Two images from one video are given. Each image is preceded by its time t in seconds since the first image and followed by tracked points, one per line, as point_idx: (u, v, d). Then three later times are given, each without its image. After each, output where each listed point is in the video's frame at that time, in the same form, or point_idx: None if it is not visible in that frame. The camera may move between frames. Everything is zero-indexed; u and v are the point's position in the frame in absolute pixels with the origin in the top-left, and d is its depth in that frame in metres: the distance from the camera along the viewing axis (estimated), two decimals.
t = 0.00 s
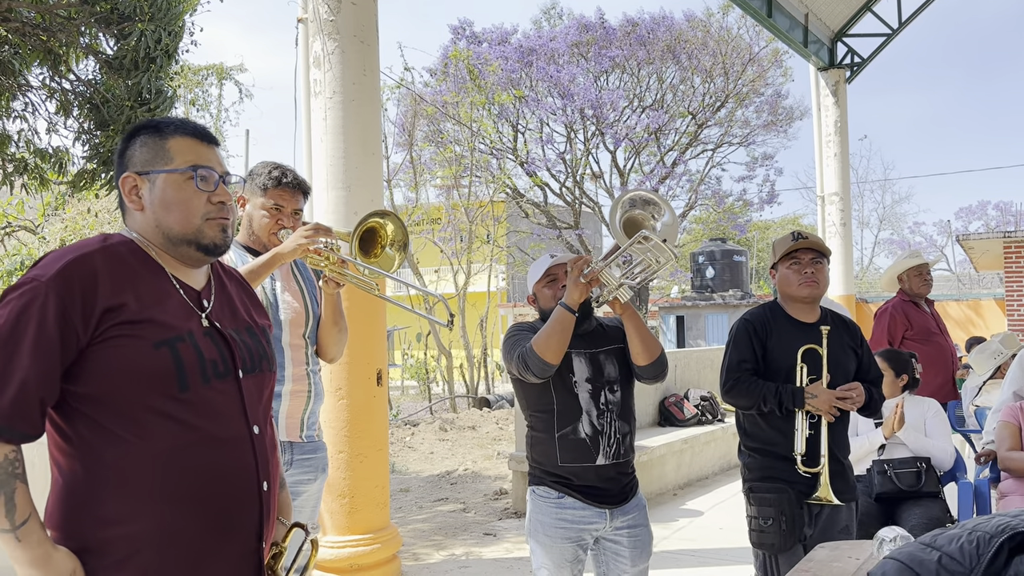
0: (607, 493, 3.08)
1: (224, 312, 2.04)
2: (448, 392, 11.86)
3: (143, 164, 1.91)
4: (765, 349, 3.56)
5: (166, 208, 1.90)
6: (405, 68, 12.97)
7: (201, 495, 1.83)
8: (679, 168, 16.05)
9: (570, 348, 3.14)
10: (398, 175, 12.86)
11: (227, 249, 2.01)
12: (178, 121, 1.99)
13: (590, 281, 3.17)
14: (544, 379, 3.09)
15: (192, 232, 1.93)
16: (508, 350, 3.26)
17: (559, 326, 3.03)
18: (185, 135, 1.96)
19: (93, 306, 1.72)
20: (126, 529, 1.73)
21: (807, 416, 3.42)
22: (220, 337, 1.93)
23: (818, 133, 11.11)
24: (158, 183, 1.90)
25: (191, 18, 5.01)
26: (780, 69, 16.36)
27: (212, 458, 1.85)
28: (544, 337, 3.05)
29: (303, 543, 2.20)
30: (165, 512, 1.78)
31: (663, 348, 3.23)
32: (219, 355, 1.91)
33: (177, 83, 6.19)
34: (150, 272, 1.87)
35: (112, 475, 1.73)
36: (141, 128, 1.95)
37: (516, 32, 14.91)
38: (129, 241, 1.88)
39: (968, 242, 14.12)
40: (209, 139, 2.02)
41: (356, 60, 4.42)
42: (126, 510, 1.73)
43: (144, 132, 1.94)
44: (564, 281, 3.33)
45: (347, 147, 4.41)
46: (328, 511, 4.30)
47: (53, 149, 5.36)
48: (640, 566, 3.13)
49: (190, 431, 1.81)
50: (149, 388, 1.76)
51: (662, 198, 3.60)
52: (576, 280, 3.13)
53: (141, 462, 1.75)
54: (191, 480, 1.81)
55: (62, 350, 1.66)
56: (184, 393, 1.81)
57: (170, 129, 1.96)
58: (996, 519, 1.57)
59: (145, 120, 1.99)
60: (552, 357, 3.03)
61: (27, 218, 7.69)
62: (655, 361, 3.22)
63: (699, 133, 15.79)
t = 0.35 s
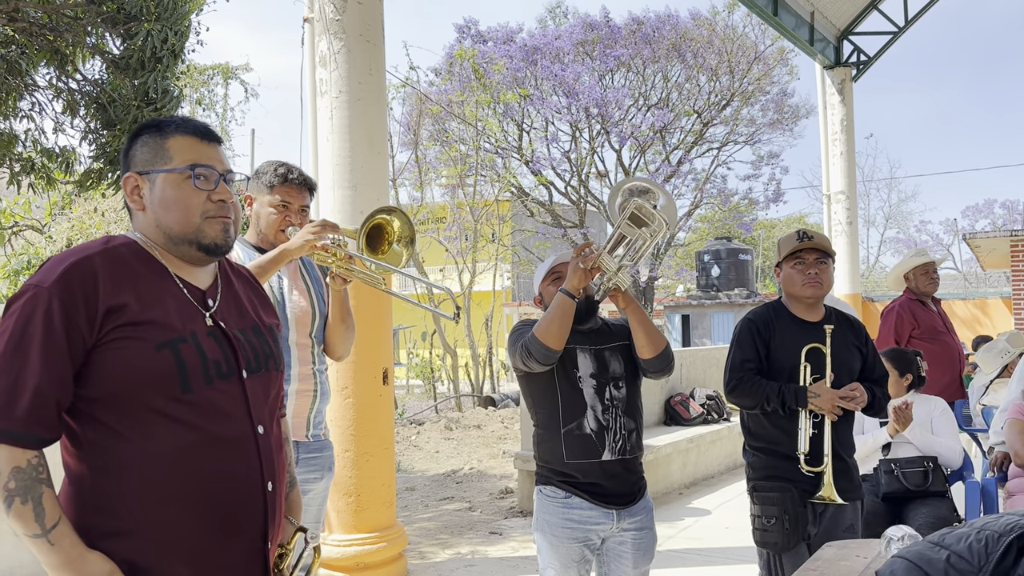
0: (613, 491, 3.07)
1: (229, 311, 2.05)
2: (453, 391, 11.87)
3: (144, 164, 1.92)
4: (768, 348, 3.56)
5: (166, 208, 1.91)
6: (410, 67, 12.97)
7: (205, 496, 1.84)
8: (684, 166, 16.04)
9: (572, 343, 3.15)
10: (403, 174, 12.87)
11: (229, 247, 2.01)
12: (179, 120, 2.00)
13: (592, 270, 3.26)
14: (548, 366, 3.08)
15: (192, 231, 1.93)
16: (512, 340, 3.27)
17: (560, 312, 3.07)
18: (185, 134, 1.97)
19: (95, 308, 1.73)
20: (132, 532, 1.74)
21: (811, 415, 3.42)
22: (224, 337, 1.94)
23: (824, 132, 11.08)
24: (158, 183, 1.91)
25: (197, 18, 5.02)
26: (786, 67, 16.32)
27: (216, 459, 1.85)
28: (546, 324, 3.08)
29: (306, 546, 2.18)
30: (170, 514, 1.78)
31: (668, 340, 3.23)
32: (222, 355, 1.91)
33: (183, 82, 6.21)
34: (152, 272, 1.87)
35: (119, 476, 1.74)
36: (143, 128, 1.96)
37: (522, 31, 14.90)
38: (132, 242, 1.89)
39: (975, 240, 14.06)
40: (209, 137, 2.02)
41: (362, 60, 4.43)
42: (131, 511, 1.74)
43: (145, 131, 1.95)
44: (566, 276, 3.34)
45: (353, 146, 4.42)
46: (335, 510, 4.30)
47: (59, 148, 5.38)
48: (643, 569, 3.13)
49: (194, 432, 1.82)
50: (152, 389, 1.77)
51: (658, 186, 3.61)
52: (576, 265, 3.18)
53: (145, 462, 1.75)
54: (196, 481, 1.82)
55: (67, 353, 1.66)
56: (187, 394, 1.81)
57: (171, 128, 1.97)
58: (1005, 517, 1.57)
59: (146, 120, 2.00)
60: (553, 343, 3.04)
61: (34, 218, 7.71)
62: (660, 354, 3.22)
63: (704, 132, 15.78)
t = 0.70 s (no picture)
0: (619, 489, 3.06)
1: (237, 310, 2.05)
2: (458, 390, 11.88)
3: (145, 164, 1.93)
4: (773, 347, 3.55)
5: (164, 208, 1.91)
6: (416, 67, 12.98)
7: (212, 495, 1.84)
8: (690, 165, 16.02)
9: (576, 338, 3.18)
10: (409, 173, 12.90)
11: (232, 245, 2.00)
12: (179, 119, 2.00)
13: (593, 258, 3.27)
14: (548, 351, 3.13)
15: (191, 231, 1.92)
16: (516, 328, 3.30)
17: (560, 299, 3.12)
18: (184, 133, 1.97)
19: (101, 308, 1.74)
20: (136, 531, 1.75)
21: (816, 414, 3.41)
22: (230, 337, 1.94)
23: (830, 130, 11.06)
24: (158, 183, 1.92)
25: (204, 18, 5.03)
26: (792, 66, 16.29)
27: (221, 458, 1.86)
28: (546, 311, 3.13)
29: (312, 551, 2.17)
30: (175, 514, 1.79)
31: (673, 327, 3.23)
32: (228, 355, 1.92)
33: (189, 82, 6.23)
34: (157, 272, 1.88)
35: (127, 475, 1.75)
36: (144, 129, 1.97)
37: (527, 30, 14.90)
38: (136, 243, 1.90)
39: (982, 239, 14.01)
40: (209, 135, 2.02)
41: (368, 59, 4.44)
42: (138, 511, 1.75)
43: (145, 132, 1.96)
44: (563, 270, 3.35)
45: (359, 145, 4.42)
46: (341, 508, 4.31)
47: (66, 148, 5.40)
48: (650, 571, 3.11)
49: (200, 431, 1.82)
50: (158, 389, 1.78)
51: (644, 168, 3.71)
52: (574, 251, 3.19)
53: (152, 462, 1.76)
54: (203, 481, 1.83)
55: (74, 354, 1.67)
56: (192, 394, 1.82)
57: (172, 128, 1.97)
58: (1014, 516, 1.57)
59: (148, 122, 2.01)
60: (553, 329, 3.09)
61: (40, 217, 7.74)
62: (666, 341, 3.22)
63: (710, 131, 15.75)
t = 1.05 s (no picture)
0: (620, 486, 3.06)
1: (246, 310, 2.06)
2: (464, 389, 11.88)
3: (149, 165, 1.95)
4: (779, 346, 3.55)
5: (166, 208, 1.92)
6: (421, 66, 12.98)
7: (220, 493, 1.85)
8: (696, 164, 16.00)
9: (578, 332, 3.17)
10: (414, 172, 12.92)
11: (236, 243, 2.00)
12: (181, 118, 2.00)
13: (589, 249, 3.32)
14: (547, 341, 3.12)
15: (193, 230, 1.92)
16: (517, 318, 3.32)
17: (560, 289, 3.14)
18: (187, 131, 1.97)
19: (113, 306, 1.75)
20: (148, 529, 1.76)
21: (821, 413, 3.40)
22: (239, 336, 1.95)
23: (836, 129, 11.03)
24: (160, 183, 1.93)
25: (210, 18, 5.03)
26: (798, 64, 16.24)
27: (231, 457, 1.87)
28: (545, 302, 3.14)
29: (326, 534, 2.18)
30: (186, 512, 1.80)
31: (674, 315, 3.25)
32: (238, 354, 1.92)
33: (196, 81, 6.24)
34: (167, 271, 1.89)
35: (138, 472, 1.75)
36: (147, 130, 1.98)
37: (532, 29, 14.88)
38: (145, 242, 1.91)
39: (989, 238, 13.95)
40: (212, 132, 2.02)
41: (373, 58, 4.44)
42: (148, 508, 1.76)
43: (149, 133, 1.98)
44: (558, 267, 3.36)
45: (364, 144, 4.42)
46: (348, 507, 4.31)
47: (73, 147, 5.42)
48: (655, 569, 3.12)
49: (210, 430, 1.83)
50: (169, 388, 1.78)
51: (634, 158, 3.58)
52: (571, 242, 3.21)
53: (163, 461, 1.77)
54: (212, 479, 1.84)
55: (86, 353, 1.68)
56: (203, 393, 1.83)
57: (174, 128, 1.98)
58: (1022, 516, 1.57)
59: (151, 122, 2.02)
60: (553, 319, 3.10)
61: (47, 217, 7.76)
62: (666, 328, 3.24)
63: (716, 129, 15.74)
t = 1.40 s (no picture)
0: (618, 482, 3.08)
1: (255, 307, 2.06)
2: (469, 388, 11.89)
3: (155, 165, 1.95)
4: (784, 345, 3.55)
5: (173, 206, 1.92)
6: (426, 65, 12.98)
7: (227, 491, 1.85)
8: (701, 162, 15.99)
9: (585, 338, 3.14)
10: (419, 172, 12.91)
11: (244, 240, 2.00)
12: (187, 117, 2.01)
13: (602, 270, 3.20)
14: (559, 370, 3.11)
15: (200, 228, 1.93)
16: (524, 339, 3.28)
17: (574, 319, 3.06)
18: (192, 130, 1.98)
19: (121, 304, 1.75)
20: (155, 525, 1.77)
21: (826, 413, 3.40)
22: (247, 333, 1.95)
23: (842, 127, 11.00)
24: (167, 182, 1.93)
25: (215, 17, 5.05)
26: (803, 63, 16.19)
27: (238, 455, 1.87)
28: (558, 328, 3.08)
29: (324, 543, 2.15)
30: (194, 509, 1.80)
31: (676, 335, 3.21)
32: (245, 351, 1.92)
33: (202, 80, 6.26)
34: (175, 269, 1.89)
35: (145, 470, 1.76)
36: (153, 131, 1.98)
37: (537, 27, 14.88)
38: (154, 240, 1.92)
39: (996, 236, 13.89)
40: (218, 130, 2.02)
41: (378, 57, 4.45)
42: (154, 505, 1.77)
43: (155, 133, 1.98)
44: (576, 276, 3.33)
45: (370, 143, 4.43)
46: (353, 505, 4.32)
47: (79, 147, 5.45)
48: (654, 564, 3.11)
49: (217, 428, 1.84)
50: (176, 385, 1.79)
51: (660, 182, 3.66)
52: (587, 269, 3.14)
53: (170, 458, 1.78)
54: (218, 477, 1.84)
55: (94, 351, 1.69)
56: (210, 391, 1.83)
57: (179, 127, 1.98)
58: None
59: (158, 122, 2.02)
60: (565, 350, 3.06)
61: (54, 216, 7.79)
62: (669, 349, 3.20)
63: (721, 128, 15.75)
